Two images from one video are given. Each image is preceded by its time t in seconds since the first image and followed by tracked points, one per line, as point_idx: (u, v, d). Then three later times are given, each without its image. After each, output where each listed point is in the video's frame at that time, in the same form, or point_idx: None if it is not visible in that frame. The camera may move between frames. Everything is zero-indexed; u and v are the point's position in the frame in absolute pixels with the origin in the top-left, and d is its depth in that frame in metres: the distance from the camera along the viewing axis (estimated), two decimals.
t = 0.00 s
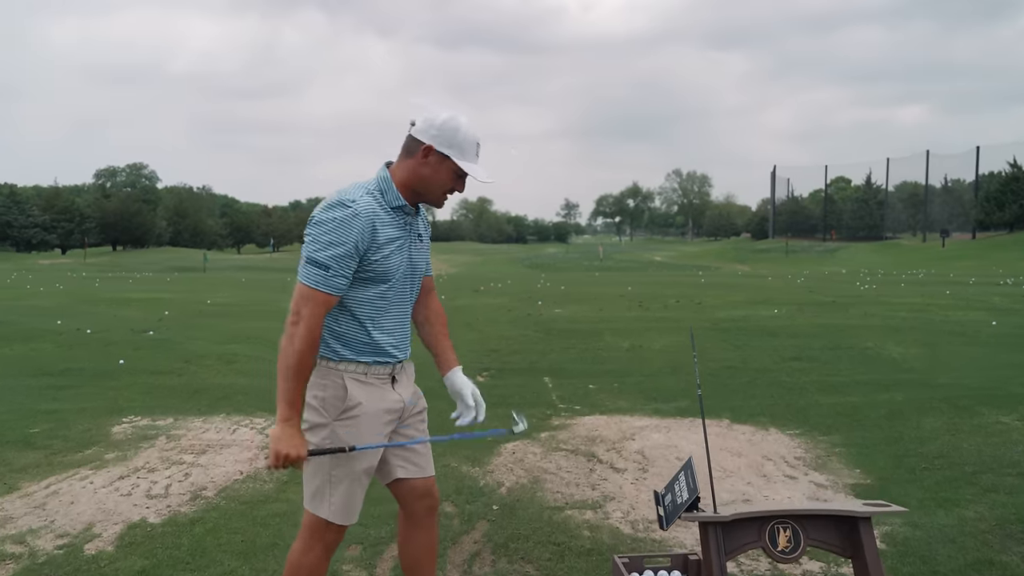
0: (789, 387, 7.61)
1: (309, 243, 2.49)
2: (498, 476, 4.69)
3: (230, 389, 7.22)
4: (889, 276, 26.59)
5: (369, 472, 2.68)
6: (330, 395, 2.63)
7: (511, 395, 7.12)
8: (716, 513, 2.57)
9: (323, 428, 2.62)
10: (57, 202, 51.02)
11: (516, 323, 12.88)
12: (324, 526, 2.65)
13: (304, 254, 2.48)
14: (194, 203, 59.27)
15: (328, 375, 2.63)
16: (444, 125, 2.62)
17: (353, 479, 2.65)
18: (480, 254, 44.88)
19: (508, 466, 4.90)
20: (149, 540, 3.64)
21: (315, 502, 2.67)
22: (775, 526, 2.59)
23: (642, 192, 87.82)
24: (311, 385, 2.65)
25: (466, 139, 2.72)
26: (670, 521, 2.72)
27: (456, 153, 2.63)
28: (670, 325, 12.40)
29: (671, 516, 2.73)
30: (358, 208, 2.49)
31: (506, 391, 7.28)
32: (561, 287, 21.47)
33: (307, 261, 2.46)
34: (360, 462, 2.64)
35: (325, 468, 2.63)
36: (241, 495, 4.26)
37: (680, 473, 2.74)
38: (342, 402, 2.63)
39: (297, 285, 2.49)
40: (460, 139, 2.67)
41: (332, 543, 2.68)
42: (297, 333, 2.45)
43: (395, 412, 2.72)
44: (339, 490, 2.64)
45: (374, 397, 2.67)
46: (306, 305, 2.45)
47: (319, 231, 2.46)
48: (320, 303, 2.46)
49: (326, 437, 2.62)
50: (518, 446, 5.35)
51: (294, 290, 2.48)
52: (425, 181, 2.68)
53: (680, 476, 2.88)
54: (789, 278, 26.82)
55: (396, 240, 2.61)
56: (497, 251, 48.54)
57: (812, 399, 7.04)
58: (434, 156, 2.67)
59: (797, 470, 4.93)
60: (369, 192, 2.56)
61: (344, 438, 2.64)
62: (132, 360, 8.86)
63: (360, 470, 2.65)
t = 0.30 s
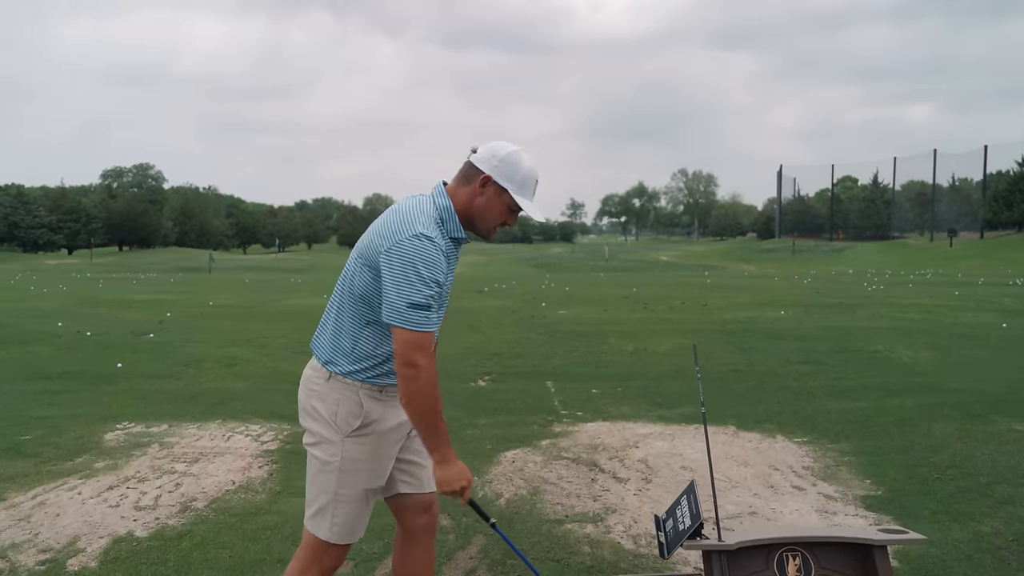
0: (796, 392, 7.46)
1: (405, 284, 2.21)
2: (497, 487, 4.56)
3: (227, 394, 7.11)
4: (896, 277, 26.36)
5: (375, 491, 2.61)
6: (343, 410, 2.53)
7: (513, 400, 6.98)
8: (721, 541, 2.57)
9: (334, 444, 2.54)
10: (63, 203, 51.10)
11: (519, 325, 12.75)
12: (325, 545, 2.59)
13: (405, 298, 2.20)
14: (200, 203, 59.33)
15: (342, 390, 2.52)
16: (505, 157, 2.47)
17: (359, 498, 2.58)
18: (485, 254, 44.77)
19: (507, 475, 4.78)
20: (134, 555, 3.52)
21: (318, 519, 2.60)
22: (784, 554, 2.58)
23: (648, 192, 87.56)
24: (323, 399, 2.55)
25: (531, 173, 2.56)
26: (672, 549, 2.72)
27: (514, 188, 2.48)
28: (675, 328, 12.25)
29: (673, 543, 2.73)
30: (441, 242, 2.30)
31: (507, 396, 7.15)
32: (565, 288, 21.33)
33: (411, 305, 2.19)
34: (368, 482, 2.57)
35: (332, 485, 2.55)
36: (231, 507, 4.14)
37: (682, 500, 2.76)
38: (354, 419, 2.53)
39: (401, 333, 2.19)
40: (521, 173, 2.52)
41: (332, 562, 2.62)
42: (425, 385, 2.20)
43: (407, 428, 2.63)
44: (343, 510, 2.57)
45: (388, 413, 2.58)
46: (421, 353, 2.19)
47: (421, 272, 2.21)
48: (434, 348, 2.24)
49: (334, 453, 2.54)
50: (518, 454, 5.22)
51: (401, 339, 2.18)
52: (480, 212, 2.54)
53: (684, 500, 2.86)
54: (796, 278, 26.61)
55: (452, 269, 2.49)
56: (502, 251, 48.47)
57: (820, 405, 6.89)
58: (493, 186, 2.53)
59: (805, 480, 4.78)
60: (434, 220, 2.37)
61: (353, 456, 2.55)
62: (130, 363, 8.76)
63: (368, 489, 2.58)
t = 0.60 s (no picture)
0: (806, 393, 7.33)
1: (453, 298, 2.18)
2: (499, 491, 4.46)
3: (227, 394, 7.03)
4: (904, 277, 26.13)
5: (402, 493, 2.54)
6: (364, 414, 2.45)
7: (517, 401, 6.88)
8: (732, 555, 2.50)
9: (357, 451, 2.46)
10: (70, 202, 51.16)
11: (524, 325, 12.65)
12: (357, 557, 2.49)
13: (455, 313, 2.17)
14: (205, 203, 59.37)
15: (359, 393, 2.45)
16: (534, 167, 2.42)
17: (388, 503, 2.50)
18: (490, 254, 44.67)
19: (510, 479, 4.68)
20: (127, 561, 3.44)
21: (346, 531, 2.50)
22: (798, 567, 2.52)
23: (654, 192, 87.38)
24: (339, 405, 2.46)
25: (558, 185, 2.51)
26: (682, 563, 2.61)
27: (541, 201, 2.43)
28: (682, 328, 12.12)
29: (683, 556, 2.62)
30: (482, 253, 2.27)
31: (511, 397, 7.05)
32: (571, 288, 21.21)
33: (461, 320, 2.18)
34: (396, 485, 2.50)
35: (360, 493, 2.46)
36: (228, 511, 4.05)
37: (690, 510, 2.63)
38: (375, 421, 2.46)
39: (452, 347, 2.18)
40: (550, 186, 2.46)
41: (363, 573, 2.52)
42: (479, 400, 2.23)
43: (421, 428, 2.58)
44: (374, 517, 2.48)
45: (406, 412, 2.53)
46: (473, 367, 2.21)
47: (469, 287, 2.19)
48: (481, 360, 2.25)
49: (359, 459, 2.45)
50: (521, 457, 5.12)
51: (454, 354, 2.17)
52: (504, 221, 2.49)
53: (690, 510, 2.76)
54: (803, 279, 26.39)
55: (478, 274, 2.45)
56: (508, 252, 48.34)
57: (830, 406, 6.77)
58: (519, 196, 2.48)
59: (815, 485, 4.66)
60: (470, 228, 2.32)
61: (379, 460, 2.47)
62: (132, 363, 8.69)
63: (396, 491, 2.51)
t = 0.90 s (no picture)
0: (817, 397, 7.21)
1: (427, 298, 2.04)
2: (507, 499, 4.35)
3: (230, 398, 6.93)
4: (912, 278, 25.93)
5: (412, 506, 2.46)
6: (366, 428, 2.36)
7: (524, 405, 6.77)
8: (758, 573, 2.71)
9: (363, 467, 2.37)
10: (75, 202, 51.22)
11: (530, 326, 12.54)
12: None
13: (427, 313, 2.02)
14: (211, 203, 59.41)
15: (359, 407, 2.35)
16: (534, 163, 2.30)
17: (400, 519, 2.42)
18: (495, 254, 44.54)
19: (518, 486, 4.58)
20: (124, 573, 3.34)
21: (358, 552, 2.41)
22: None
23: (659, 193, 87.24)
24: (339, 421, 2.36)
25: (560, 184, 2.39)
26: None
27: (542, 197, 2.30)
28: (689, 330, 12.00)
29: None
30: (471, 251, 2.12)
31: (518, 401, 6.94)
32: (576, 289, 21.09)
33: (432, 321, 2.03)
34: (406, 499, 2.42)
35: (370, 511, 2.38)
36: (230, 520, 3.95)
37: (715, 532, 2.85)
38: (378, 435, 2.37)
39: (412, 349, 2.04)
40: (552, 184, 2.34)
41: None
42: (427, 408, 2.05)
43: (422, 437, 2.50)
44: (387, 535, 2.40)
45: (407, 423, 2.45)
46: (429, 373, 2.05)
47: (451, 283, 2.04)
48: (446, 367, 2.08)
49: (365, 477, 2.36)
50: (530, 463, 5.02)
51: (412, 358, 2.02)
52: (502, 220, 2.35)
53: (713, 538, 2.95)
54: (810, 279, 26.21)
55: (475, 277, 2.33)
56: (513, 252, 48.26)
57: (842, 411, 6.65)
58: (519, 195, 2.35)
59: (831, 494, 4.54)
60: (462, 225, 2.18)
61: (386, 475, 2.39)
62: (135, 365, 8.60)
63: (406, 504, 2.44)
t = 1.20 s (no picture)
0: (831, 405, 7.07)
1: (382, 335, 1.93)
2: (517, 513, 4.23)
3: (234, 404, 6.83)
4: (921, 279, 25.68)
5: (380, 544, 2.39)
6: (330, 464, 2.27)
7: (531, 413, 6.65)
8: None
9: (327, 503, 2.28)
10: (82, 203, 51.31)
11: (537, 329, 12.42)
12: None
13: (382, 352, 1.92)
14: (217, 203, 59.44)
15: (323, 440, 2.26)
16: (498, 171, 2.23)
17: (367, 558, 2.35)
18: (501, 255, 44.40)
19: (527, 499, 4.46)
20: None
21: None
22: None
23: (665, 193, 87.00)
24: (302, 456, 2.27)
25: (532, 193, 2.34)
26: None
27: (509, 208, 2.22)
28: (697, 334, 11.85)
29: None
30: (429, 279, 1.99)
31: (525, 408, 6.82)
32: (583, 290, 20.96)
33: (388, 360, 1.92)
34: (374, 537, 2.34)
35: (336, 550, 2.30)
36: (232, 536, 3.84)
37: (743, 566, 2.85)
38: (345, 471, 2.29)
39: (373, 392, 1.95)
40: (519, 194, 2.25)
41: None
42: (395, 454, 1.98)
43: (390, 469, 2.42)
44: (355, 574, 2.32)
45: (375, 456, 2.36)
46: (394, 416, 1.97)
47: (407, 319, 1.93)
48: (410, 408, 1.99)
49: (331, 515, 2.28)
50: (539, 475, 4.89)
51: (373, 401, 1.94)
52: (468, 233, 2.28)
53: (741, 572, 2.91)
54: (818, 281, 26.01)
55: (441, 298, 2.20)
56: (520, 252, 48.07)
57: (857, 419, 6.51)
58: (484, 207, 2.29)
59: (850, 509, 4.40)
60: (419, 249, 2.05)
61: (353, 513, 2.31)
62: (139, 370, 8.51)
63: (375, 542, 2.36)
